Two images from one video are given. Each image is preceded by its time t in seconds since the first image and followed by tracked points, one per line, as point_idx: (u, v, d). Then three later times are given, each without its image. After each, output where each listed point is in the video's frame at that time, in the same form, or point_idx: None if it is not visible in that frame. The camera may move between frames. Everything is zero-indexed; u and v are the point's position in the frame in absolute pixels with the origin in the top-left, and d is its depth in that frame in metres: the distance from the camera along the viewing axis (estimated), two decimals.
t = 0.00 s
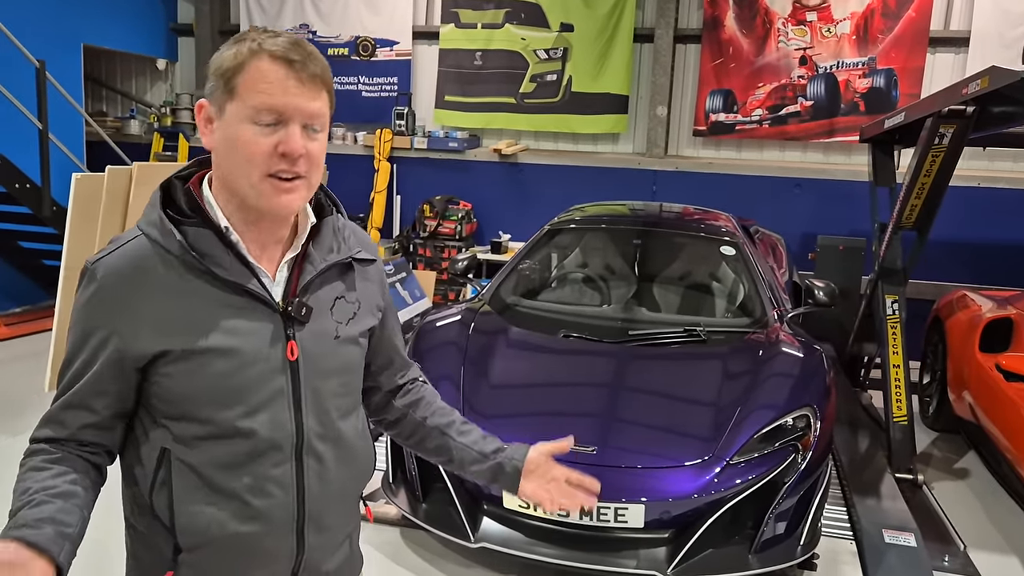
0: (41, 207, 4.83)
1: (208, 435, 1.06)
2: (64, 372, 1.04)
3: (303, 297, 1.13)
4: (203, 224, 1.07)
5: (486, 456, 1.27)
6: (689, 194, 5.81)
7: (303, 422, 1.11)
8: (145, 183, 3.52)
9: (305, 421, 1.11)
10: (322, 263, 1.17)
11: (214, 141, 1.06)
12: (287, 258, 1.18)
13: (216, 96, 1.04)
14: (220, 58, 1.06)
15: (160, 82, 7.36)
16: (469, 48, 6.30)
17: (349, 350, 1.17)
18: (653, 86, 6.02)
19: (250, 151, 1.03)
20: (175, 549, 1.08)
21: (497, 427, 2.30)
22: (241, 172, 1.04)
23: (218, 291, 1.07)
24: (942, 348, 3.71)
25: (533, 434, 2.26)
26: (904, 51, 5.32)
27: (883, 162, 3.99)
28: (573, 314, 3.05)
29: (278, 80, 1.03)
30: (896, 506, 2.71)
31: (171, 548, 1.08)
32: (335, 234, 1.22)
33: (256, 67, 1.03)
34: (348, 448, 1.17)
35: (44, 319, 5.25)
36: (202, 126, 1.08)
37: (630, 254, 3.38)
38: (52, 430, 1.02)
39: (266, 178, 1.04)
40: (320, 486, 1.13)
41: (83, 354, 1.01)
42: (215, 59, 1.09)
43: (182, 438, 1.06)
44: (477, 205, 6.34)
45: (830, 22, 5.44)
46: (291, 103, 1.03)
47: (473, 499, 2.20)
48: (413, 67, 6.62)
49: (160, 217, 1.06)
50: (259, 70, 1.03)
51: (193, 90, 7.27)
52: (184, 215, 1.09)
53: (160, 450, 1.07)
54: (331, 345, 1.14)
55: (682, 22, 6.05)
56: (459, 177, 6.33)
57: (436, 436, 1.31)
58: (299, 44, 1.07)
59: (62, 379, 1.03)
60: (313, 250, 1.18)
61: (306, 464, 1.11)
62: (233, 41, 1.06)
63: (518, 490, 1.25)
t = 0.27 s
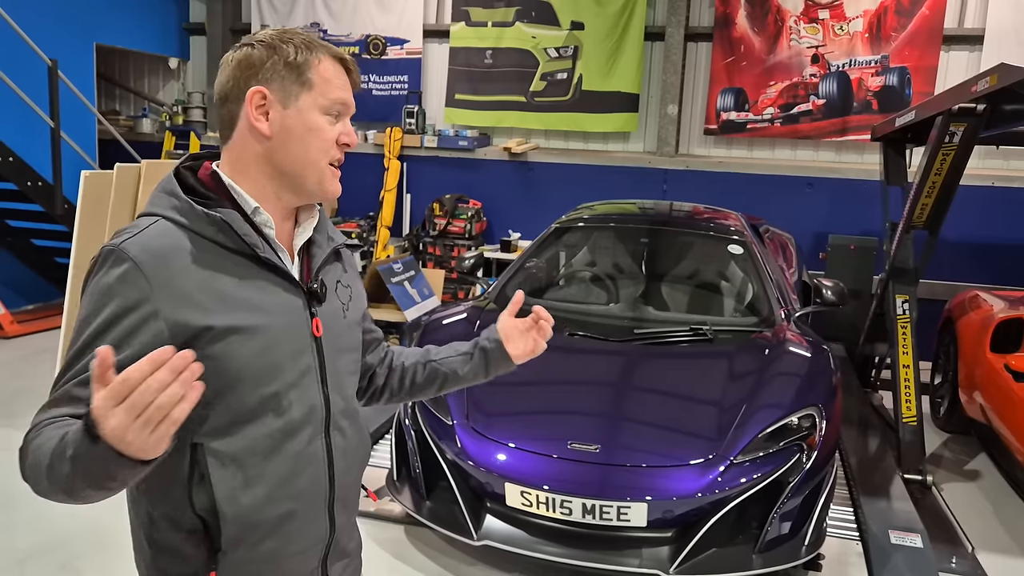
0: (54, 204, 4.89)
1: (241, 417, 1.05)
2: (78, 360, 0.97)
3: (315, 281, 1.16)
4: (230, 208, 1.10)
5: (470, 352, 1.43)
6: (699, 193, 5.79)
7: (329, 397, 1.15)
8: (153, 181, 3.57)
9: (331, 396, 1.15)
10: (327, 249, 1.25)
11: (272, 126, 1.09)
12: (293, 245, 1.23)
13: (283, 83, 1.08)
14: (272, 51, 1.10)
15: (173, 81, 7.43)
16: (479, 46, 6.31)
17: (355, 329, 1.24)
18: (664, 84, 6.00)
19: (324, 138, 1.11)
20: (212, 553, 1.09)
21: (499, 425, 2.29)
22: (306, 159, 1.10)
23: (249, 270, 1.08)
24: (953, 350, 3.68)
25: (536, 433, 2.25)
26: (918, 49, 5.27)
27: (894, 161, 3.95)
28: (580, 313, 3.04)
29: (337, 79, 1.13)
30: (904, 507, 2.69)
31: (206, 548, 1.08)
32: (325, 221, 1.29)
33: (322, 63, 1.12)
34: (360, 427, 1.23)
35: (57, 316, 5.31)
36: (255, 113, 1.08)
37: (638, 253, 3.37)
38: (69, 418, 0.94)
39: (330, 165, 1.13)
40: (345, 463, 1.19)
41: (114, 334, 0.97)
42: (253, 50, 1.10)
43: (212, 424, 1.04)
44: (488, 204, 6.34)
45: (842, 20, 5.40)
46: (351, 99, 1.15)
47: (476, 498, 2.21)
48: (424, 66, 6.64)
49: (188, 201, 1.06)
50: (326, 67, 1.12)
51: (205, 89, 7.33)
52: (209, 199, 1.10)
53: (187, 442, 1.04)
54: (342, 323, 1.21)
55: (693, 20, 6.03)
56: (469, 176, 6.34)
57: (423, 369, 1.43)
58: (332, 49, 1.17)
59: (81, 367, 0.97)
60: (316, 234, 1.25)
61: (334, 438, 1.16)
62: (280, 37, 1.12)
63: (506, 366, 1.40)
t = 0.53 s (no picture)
0: (64, 203, 4.95)
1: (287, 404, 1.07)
2: (129, 359, 0.93)
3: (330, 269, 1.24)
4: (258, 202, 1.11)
5: (419, 357, 1.51)
6: (705, 193, 5.79)
7: (348, 381, 1.20)
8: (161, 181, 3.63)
9: (349, 380, 1.21)
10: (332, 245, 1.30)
11: (294, 129, 1.10)
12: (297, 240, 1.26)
13: (305, 88, 1.10)
14: (290, 55, 1.11)
15: (182, 81, 7.50)
16: (486, 46, 6.33)
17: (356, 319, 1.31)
18: (670, 84, 6.00)
19: (341, 142, 1.15)
20: (251, 535, 1.08)
21: (500, 422, 2.31)
22: (325, 161, 1.14)
23: (282, 261, 1.11)
24: (959, 350, 3.67)
25: (539, 430, 2.27)
26: (925, 49, 5.26)
27: (900, 160, 3.95)
28: (584, 312, 3.06)
29: (349, 84, 1.17)
30: (907, 506, 2.69)
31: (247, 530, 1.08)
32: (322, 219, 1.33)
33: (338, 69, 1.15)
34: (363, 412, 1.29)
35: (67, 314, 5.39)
36: (279, 115, 1.09)
37: (643, 253, 3.39)
38: (132, 418, 0.90)
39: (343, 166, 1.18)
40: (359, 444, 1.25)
41: (172, 329, 0.94)
42: (269, 53, 1.10)
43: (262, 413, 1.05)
44: (494, 203, 6.37)
45: (850, 19, 5.40)
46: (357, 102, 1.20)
47: (478, 494, 2.23)
48: (431, 66, 6.67)
49: (221, 197, 1.07)
50: (340, 71, 1.15)
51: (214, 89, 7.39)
52: (234, 195, 1.09)
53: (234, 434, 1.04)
54: (348, 312, 1.28)
55: (701, 21, 6.03)
56: (476, 175, 6.37)
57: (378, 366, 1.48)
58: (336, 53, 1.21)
59: (133, 365, 0.92)
60: (322, 231, 1.29)
61: (353, 419, 1.22)
62: (292, 41, 1.13)
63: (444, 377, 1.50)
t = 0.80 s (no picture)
0: (74, 199, 5.01)
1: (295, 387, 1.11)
2: (145, 345, 0.96)
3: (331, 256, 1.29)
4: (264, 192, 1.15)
5: (411, 328, 1.56)
6: (711, 191, 5.80)
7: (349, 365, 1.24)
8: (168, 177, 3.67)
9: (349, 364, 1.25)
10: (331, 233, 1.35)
11: (294, 123, 1.13)
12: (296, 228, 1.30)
13: (304, 83, 1.13)
14: (288, 50, 1.13)
15: (191, 79, 7.57)
16: (493, 44, 6.36)
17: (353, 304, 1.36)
18: (676, 82, 6.01)
19: (339, 133, 1.18)
20: (259, 513, 1.12)
21: (501, 416, 2.34)
22: (324, 153, 1.17)
23: (289, 250, 1.15)
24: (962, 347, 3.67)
25: (539, 422, 2.30)
26: (932, 46, 5.25)
27: (905, 158, 3.94)
28: (586, 308, 3.08)
29: (346, 79, 1.20)
30: (906, 500, 2.71)
31: (254, 509, 1.11)
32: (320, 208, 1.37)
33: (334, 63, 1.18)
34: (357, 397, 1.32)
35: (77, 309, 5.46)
36: (280, 110, 1.12)
37: (647, 250, 3.41)
38: (152, 401, 0.93)
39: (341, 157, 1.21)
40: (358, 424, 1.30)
41: (189, 315, 0.97)
42: (268, 49, 1.13)
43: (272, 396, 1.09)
44: (501, 200, 6.40)
45: (856, 17, 5.40)
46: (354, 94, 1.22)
47: (479, 487, 2.26)
48: (438, 64, 6.70)
49: (229, 187, 1.11)
50: (336, 65, 1.18)
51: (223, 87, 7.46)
52: (243, 185, 1.13)
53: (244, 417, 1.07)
54: (347, 297, 1.33)
55: (707, 19, 6.04)
56: (482, 173, 6.40)
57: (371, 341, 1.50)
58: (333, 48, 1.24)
59: (150, 351, 0.95)
60: (321, 221, 1.33)
61: (351, 398, 1.27)
62: (290, 36, 1.15)
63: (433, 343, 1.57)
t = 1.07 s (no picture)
0: (84, 194, 5.08)
1: (280, 370, 1.14)
2: (135, 333, 1.02)
3: (323, 246, 1.29)
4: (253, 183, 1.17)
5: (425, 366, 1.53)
6: (716, 186, 5.81)
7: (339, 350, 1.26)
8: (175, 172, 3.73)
9: (339, 348, 1.28)
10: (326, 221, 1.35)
11: (259, 121, 1.16)
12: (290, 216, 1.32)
13: (267, 80, 1.15)
14: (255, 48, 1.15)
15: (200, 75, 7.63)
16: (499, 40, 6.39)
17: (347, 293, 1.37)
18: (681, 78, 6.02)
19: (307, 126, 1.18)
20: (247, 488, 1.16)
21: (501, 407, 2.38)
22: (295, 146, 1.18)
23: (277, 239, 1.17)
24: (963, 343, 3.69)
25: (538, 414, 2.34)
26: (938, 42, 5.24)
27: (908, 154, 3.95)
28: (587, 301, 3.11)
29: (319, 67, 1.18)
30: (902, 493, 2.74)
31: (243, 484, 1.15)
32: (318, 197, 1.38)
33: (305, 55, 1.17)
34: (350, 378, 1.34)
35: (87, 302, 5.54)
36: (244, 109, 1.15)
37: (649, 245, 3.44)
38: (143, 388, 0.99)
39: (316, 148, 1.20)
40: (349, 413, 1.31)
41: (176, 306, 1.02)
42: (238, 48, 1.16)
43: (257, 378, 1.13)
44: (506, 196, 6.44)
45: (862, 13, 5.39)
46: (334, 83, 1.21)
47: (478, 477, 2.30)
48: (445, 60, 6.74)
49: (219, 179, 1.13)
50: (306, 57, 1.17)
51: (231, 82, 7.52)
52: (232, 176, 1.16)
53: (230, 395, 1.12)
54: (340, 286, 1.33)
55: (713, 15, 6.05)
56: (488, 168, 6.44)
57: (382, 362, 1.49)
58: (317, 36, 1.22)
59: (140, 340, 1.01)
60: (316, 210, 1.33)
61: (342, 387, 1.28)
62: (263, 31, 1.16)
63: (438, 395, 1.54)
